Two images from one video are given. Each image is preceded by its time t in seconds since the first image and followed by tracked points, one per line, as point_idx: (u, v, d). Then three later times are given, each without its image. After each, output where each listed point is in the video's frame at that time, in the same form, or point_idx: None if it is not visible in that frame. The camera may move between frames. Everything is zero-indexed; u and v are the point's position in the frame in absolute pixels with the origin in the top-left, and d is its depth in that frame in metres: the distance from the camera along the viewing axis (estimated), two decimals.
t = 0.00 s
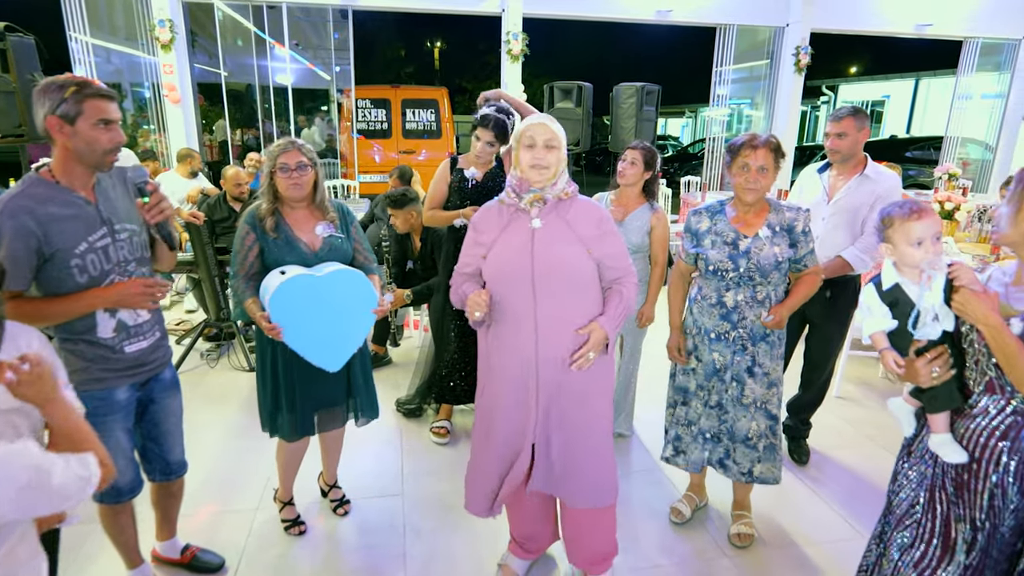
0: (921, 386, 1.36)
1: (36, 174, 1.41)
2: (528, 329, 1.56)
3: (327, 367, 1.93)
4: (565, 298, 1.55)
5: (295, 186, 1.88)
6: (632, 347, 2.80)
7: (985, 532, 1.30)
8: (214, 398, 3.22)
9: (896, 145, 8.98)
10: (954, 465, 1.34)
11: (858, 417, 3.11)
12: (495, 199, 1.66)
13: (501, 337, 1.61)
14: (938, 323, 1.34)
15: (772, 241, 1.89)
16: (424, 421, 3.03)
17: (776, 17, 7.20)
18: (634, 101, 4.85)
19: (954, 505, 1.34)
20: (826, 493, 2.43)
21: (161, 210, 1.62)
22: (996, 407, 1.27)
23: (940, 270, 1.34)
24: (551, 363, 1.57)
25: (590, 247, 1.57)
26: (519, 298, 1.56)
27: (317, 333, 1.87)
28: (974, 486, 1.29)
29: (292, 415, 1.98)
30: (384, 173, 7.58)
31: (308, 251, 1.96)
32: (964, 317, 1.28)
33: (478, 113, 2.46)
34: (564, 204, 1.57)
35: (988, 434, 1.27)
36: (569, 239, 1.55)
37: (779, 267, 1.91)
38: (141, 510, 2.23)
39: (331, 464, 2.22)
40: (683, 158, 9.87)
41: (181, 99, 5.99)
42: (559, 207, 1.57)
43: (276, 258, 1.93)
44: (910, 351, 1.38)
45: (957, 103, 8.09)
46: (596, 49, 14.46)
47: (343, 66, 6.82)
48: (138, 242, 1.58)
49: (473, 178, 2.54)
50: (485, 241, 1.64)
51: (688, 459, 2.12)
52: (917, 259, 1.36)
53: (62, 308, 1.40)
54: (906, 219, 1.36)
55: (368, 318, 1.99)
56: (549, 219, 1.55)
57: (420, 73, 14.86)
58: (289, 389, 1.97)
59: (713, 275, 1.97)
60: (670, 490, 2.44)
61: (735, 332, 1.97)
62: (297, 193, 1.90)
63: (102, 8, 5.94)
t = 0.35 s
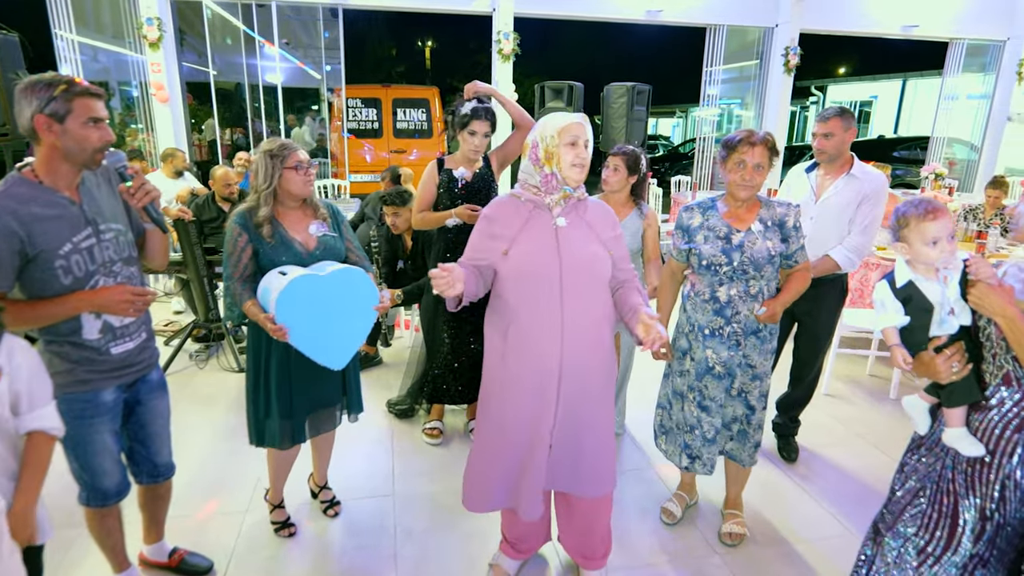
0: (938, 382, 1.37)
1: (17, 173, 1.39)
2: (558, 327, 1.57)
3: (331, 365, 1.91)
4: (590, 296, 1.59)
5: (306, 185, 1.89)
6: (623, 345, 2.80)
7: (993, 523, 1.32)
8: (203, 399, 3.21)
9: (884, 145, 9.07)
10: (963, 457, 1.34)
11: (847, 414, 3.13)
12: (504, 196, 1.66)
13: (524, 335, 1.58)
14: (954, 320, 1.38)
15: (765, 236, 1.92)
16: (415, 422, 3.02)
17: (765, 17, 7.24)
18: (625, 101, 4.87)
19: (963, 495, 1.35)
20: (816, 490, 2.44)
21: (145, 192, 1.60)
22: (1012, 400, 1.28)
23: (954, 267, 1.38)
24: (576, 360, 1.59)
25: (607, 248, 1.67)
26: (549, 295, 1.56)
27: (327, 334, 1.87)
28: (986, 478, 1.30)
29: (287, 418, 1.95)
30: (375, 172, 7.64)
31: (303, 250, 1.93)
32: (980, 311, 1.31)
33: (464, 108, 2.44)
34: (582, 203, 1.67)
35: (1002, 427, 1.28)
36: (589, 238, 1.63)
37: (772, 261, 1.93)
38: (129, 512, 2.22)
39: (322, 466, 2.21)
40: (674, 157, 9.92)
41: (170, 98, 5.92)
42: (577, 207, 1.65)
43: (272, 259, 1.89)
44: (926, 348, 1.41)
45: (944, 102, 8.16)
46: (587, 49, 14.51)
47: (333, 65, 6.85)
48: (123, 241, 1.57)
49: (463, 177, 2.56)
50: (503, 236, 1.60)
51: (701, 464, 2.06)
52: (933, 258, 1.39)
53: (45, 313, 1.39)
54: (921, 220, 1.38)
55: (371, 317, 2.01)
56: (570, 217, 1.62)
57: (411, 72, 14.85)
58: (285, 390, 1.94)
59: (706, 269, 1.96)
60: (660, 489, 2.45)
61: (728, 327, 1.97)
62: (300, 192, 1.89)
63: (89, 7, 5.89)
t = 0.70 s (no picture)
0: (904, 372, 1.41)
1: None
2: (560, 327, 1.58)
3: (316, 366, 1.88)
4: (589, 298, 1.60)
5: (290, 180, 1.88)
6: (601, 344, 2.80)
7: (971, 506, 1.38)
8: (175, 404, 3.14)
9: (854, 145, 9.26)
10: (937, 444, 1.41)
11: (820, 410, 3.18)
12: (505, 194, 1.65)
13: (527, 335, 1.58)
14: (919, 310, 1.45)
15: (728, 237, 1.93)
16: (392, 424, 2.99)
17: (737, 18, 7.32)
18: (600, 100, 4.86)
19: (942, 483, 1.40)
20: (789, 484, 2.48)
21: (111, 192, 1.59)
22: (979, 384, 1.35)
23: (926, 258, 1.45)
24: (574, 361, 1.61)
25: (608, 248, 1.67)
26: (551, 296, 1.56)
27: (313, 329, 1.84)
28: (959, 462, 1.37)
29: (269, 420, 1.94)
30: (350, 172, 7.64)
31: (282, 251, 1.90)
32: (946, 300, 1.33)
33: (428, 107, 2.44)
34: (582, 203, 1.66)
35: (972, 411, 1.35)
36: (590, 238, 1.63)
37: (735, 262, 1.95)
38: (97, 522, 2.17)
39: (297, 470, 2.19)
40: (649, 157, 10.01)
41: (137, 96, 5.76)
42: (577, 207, 1.65)
43: (251, 261, 1.85)
44: (898, 336, 1.47)
45: (911, 103, 8.35)
46: (563, 50, 14.56)
47: (306, 63, 6.78)
48: (86, 245, 1.53)
49: (435, 177, 2.54)
50: (504, 235, 1.59)
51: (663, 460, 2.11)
52: (913, 248, 1.47)
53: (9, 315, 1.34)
54: (911, 208, 1.46)
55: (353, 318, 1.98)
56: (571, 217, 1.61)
57: (386, 71, 14.74)
58: (263, 389, 1.92)
59: (671, 269, 2.00)
60: (634, 486, 2.46)
61: (690, 326, 2.00)
62: (286, 189, 1.87)
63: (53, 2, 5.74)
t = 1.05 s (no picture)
0: (862, 355, 1.50)
1: None
2: (545, 329, 1.57)
3: (302, 369, 1.84)
4: (577, 301, 1.59)
5: (272, 182, 1.86)
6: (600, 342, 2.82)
7: (920, 488, 1.46)
8: (157, 409, 3.10)
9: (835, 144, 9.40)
10: (891, 427, 1.49)
11: (803, 406, 3.22)
12: (507, 193, 1.66)
13: (513, 334, 1.60)
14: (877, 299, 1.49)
15: (714, 236, 1.95)
16: (378, 425, 2.98)
17: (719, 18, 7.38)
18: (583, 100, 4.86)
19: (891, 463, 1.49)
20: (773, 480, 2.51)
21: (87, 194, 1.52)
22: (932, 371, 1.42)
23: (886, 249, 1.49)
24: (560, 364, 1.60)
25: (604, 251, 1.63)
26: (536, 297, 1.57)
27: (300, 335, 1.81)
28: (912, 443, 1.45)
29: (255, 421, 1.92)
30: (334, 172, 7.64)
31: (264, 252, 1.88)
32: (905, 291, 1.38)
33: (411, 105, 2.42)
34: (582, 205, 1.62)
35: (924, 397, 1.43)
36: (584, 241, 1.60)
37: (719, 261, 1.97)
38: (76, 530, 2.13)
39: (281, 474, 2.17)
40: (633, 156, 10.06)
41: (115, 96, 5.67)
42: (575, 209, 1.62)
43: (234, 263, 1.83)
44: (855, 322, 1.51)
45: (890, 102, 8.47)
46: (547, 50, 14.59)
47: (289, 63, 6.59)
48: (58, 249, 1.50)
49: (417, 178, 2.53)
50: (498, 234, 1.61)
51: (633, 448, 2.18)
52: (872, 238, 1.49)
53: None
54: (870, 202, 1.47)
55: (338, 320, 1.95)
56: (565, 219, 1.59)
57: (369, 71, 14.66)
58: (244, 388, 1.90)
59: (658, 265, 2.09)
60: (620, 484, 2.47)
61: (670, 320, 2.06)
62: (267, 191, 1.86)
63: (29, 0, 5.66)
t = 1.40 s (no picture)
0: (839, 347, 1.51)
1: None
2: (518, 330, 1.58)
3: (293, 370, 1.84)
4: (553, 302, 1.56)
5: (239, 180, 1.84)
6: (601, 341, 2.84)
7: (888, 472, 1.48)
8: (141, 413, 3.06)
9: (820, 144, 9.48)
10: (864, 414, 1.52)
11: (791, 404, 3.24)
12: (504, 193, 1.68)
13: (490, 332, 1.63)
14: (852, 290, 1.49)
15: (709, 238, 1.97)
16: (366, 427, 2.96)
17: (705, 18, 7.41)
18: (571, 100, 4.86)
19: (865, 453, 1.52)
20: (762, 478, 2.52)
21: (64, 199, 1.50)
22: (906, 364, 1.45)
23: (860, 238, 1.46)
24: (535, 364, 1.58)
25: (589, 255, 1.56)
26: (511, 297, 1.58)
27: (292, 331, 1.82)
28: (887, 432, 1.47)
29: (236, 426, 1.90)
30: (322, 173, 7.61)
31: (240, 253, 1.85)
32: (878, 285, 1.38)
33: (394, 102, 2.42)
34: (569, 208, 1.59)
35: (897, 387, 1.46)
36: (567, 243, 1.55)
37: (711, 263, 1.99)
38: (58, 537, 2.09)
39: (268, 477, 2.15)
40: (622, 156, 10.10)
41: (99, 96, 5.57)
42: (563, 211, 1.58)
43: (214, 268, 1.79)
44: (830, 314, 1.53)
45: (874, 101, 8.56)
46: (535, 50, 14.63)
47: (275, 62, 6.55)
48: (31, 249, 1.46)
49: (404, 181, 2.51)
50: (485, 235, 1.65)
51: (625, 436, 2.23)
52: (843, 229, 1.48)
53: None
54: (837, 194, 1.49)
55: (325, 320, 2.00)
56: (547, 221, 1.57)
57: (357, 70, 14.64)
58: (224, 387, 1.87)
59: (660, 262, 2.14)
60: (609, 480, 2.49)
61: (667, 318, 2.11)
62: (236, 188, 1.83)
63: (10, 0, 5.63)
